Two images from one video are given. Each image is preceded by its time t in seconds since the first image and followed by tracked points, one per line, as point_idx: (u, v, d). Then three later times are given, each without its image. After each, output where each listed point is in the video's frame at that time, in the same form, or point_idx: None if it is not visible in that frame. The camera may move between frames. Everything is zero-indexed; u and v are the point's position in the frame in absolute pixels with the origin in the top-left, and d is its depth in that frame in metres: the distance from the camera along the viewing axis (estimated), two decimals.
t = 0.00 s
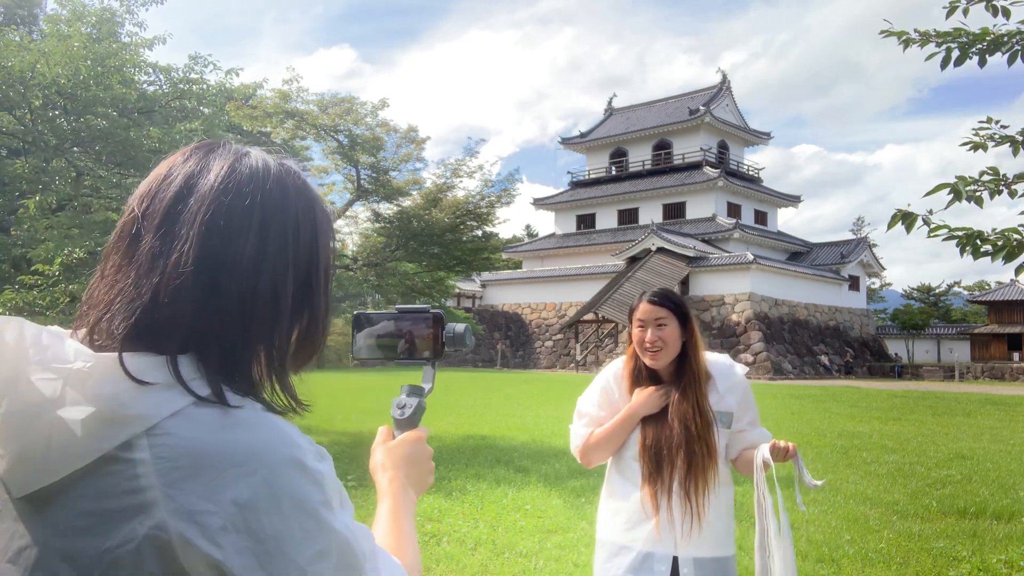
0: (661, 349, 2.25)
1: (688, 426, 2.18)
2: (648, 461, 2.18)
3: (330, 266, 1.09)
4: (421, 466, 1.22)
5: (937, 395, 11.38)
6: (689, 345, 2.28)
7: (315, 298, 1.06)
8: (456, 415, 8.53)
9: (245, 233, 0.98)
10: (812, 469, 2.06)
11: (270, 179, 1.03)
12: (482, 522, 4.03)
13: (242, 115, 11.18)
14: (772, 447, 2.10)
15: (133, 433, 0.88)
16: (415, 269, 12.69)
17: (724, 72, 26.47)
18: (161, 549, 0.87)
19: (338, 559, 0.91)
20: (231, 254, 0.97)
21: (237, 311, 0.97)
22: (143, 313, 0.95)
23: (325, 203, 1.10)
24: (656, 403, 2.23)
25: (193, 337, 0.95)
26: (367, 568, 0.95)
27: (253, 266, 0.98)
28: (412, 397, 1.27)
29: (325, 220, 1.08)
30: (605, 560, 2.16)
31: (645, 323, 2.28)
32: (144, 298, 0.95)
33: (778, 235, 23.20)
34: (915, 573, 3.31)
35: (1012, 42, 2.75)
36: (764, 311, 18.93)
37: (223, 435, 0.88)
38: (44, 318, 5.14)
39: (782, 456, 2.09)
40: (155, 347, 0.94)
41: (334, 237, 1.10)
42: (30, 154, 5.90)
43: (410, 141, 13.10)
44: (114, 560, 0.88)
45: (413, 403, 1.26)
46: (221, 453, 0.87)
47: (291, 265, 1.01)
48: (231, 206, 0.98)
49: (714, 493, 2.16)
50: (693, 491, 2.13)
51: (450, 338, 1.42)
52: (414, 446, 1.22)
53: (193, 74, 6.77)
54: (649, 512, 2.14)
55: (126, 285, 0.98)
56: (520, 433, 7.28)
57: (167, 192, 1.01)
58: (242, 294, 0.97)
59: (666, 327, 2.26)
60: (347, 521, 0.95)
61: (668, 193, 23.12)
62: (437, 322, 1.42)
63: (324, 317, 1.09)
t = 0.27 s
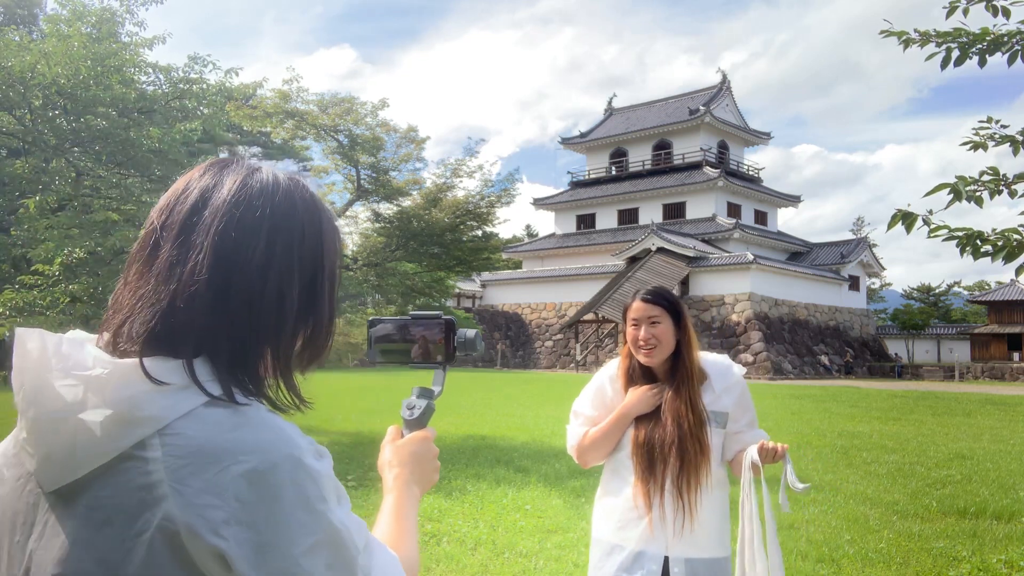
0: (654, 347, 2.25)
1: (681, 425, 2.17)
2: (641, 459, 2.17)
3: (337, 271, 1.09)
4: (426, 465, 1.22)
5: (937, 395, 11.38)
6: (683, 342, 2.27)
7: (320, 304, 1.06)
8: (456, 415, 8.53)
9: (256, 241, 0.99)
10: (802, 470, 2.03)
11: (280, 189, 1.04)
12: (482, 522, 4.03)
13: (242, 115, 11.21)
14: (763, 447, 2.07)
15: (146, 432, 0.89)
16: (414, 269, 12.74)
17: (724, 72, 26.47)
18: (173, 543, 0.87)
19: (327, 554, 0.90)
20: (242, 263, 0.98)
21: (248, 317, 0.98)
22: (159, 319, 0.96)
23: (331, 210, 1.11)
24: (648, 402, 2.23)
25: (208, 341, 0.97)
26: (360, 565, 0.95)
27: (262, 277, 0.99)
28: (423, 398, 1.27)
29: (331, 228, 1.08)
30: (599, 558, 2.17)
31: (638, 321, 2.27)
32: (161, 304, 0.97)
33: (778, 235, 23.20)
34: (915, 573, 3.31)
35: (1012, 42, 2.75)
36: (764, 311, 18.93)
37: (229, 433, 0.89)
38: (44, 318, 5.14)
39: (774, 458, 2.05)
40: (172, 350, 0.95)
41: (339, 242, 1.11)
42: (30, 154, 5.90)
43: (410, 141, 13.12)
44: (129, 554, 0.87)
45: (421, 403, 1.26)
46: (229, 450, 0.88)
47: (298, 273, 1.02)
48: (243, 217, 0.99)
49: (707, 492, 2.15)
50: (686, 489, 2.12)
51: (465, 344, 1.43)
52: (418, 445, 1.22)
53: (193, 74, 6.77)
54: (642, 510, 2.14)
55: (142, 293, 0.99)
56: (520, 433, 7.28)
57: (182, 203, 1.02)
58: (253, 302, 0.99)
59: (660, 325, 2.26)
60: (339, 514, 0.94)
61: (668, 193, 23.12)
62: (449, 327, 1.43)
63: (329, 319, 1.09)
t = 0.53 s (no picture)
0: (651, 340, 2.24)
1: (674, 420, 2.15)
2: (631, 453, 2.14)
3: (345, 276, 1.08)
4: (428, 466, 1.21)
5: (937, 395, 11.38)
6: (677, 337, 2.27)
7: (328, 306, 1.05)
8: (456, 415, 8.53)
9: (267, 246, 0.99)
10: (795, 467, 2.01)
11: (292, 196, 1.03)
12: (482, 522, 4.03)
13: (242, 115, 11.22)
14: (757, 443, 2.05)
15: (154, 434, 0.89)
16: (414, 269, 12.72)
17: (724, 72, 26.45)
18: (178, 540, 0.87)
19: (324, 554, 0.89)
20: (253, 267, 0.97)
21: (257, 320, 0.98)
22: (174, 319, 0.96)
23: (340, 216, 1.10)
24: (641, 396, 2.21)
25: (222, 343, 0.97)
26: (358, 565, 0.93)
27: (272, 281, 0.99)
28: (426, 400, 1.27)
29: (341, 232, 1.08)
30: (586, 554, 2.13)
31: (635, 313, 2.27)
32: (176, 305, 0.97)
33: (778, 235, 23.20)
34: (915, 573, 3.31)
35: (1012, 42, 2.75)
36: (764, 311, 18.92)
37: (231, 434, 0.89)
38: (45, 318, 5.15)
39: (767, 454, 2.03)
40: (185, 353, 0.96)
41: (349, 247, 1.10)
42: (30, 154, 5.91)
43: (410, 141, 13.13)
44: (134, 551, 0.88)
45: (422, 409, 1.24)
46: (234, 449, 0.88)
47: (307, 276, 1.02)
48: (255, 223, 0.99)
49: (698, 490, 2.12)
50: (676, 485, 2.09)
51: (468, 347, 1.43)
52: (423, 447, 1.22)
53: (193, 73, 6.76)
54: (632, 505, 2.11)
55: (158, 293, 0.99)
56: (520, 433, 7.28)
57: (198, 207, 1.02)
58: (263, 303, 0.98)
59: (656, 318, 2.25)
60: (339, 514, 0.93)
61: (668, 193, 23.13)
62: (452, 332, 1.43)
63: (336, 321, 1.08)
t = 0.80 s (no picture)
0: (639, 340, 2.23)
1: (664, 421, 2.13)
2: (620, 455, 2.12)
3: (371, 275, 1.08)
4: (446, 461, 1.22)
5: (937, 395, 11.37)
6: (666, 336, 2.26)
7: (357, 304, 1.05)
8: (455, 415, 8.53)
9: (298, 246, 0.98)
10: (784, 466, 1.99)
11: (321, 197, 1.03)
12: (482, 522, 4.03)
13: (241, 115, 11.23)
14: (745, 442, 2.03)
15: (185, 434, 0.89)
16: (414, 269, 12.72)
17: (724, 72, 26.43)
18: (209, 535, 0.87)
19: (348, 552, 0.89)
20: (285, 267, 0.97)
21: (289, 320, 0.98)
22: (209, 317, 0.96)
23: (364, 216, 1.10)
24: (630, 396, 2.19)
25: (256, 341, 0.97)
26: (383, 560, 0.93)
27: (304, 281, 0.98)
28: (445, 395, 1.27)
29: (368, 232, 1.07)
30: (573, 556, 2.10)
31: (622, 314, 2.26)
32: (210, 304, 0.97)
33: (778, 235, 23.20)
34: (915, 573, 3.31)
35: (1012, 42, 2.75)
36: (764, 311, 18.92)
37: (259, 431, 0.89)
38: (45, 318, 5.15)
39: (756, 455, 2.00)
40: (220, 351, 0.96)
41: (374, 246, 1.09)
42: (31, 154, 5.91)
43: (410, 141, 13.14)
44: (166, 547, 0.88)
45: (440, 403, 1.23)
46: (261, 448, 0.87)
47: (337, 275, 1.01)
48: (286, 224, 0.99)
49: (688, 491, 2.10)
50: (666, 488, 2.07)
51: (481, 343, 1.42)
52: (441, 443, 1.22)
53: (193, 72, 6.76)
54: (620, 508, 2.09)
55: (193, 293, 0.99)
56: (520, 433, 7.28)
57: (229, 208, 1.02)
58: (296, 302, 0.98)
59: (644, 318, 2.24)
60: (366, 509, 0.94)
61: (668, 193, 23.13)
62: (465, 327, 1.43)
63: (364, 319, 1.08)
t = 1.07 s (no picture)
0: (623, 339, 2.21)
1: (648, 421, 2.11)
2: (605, 456, 2.12)
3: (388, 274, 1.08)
4: (463, 456, 1.24)
5: (937, 395, 11.37)
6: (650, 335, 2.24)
7: (376, 303, 1.05)
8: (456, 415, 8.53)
9: (318, 246, 0.98)
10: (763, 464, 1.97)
11: (339, 197, 1.03)
12: (481, 522, 4.03)
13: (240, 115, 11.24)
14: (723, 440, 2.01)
15: (211, 432, 0.89)
16: (413, 269, 12.73)
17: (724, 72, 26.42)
18: (237, 532, 0.86)
19: (370, 547, 0.90)
20: (306, 267, 0.97)
21: (310, 319, 0.98)
22: (232, 317, 0.96)
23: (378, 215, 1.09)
24: (612, 396, 2.18)
25: (278, 340, 0.98)
26: (406, 556, 0.93)
27: (323, 280, 0.98)
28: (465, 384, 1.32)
29: (383, 231, 1.07)
30: (557, 558, 2.09)
31: (606, 313, 2.24)
32: (232, 305, 0.96)
33: (777, 235, 23.19)
34: (915, 573, 3.31)
35: (1012, 42, 2.74)
36: (764, 311, 18.92)
37: (283, 429, 0.89)
38: (46, 319, 5.14)
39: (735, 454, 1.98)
40: (242, 351, 0.96)
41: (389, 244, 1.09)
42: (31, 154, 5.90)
43: (409, 141, 13.14)
44: (193, 544, 0.87)
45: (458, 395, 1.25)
46: (286, 445, 0.87)
47: (356, 273, 1.01)
48: (306, 223, 0.99)
49: (673, 492, 2.08)
50: (651, 488, 2.06)
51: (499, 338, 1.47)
52: (456, 438, 1.25)
53: (193, 73, 6.76)
54: (605, 509, 2.07)
55: (214, 293, 0.99)
56: (520, 432, 7.28)
57: (248, 209, 1.02)
58: (317, 301, 0.98)
59: (627, 317, 2.22)
60: (389, 505, 0.94)
61: (668, 193, 23.13)
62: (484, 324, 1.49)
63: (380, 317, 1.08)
